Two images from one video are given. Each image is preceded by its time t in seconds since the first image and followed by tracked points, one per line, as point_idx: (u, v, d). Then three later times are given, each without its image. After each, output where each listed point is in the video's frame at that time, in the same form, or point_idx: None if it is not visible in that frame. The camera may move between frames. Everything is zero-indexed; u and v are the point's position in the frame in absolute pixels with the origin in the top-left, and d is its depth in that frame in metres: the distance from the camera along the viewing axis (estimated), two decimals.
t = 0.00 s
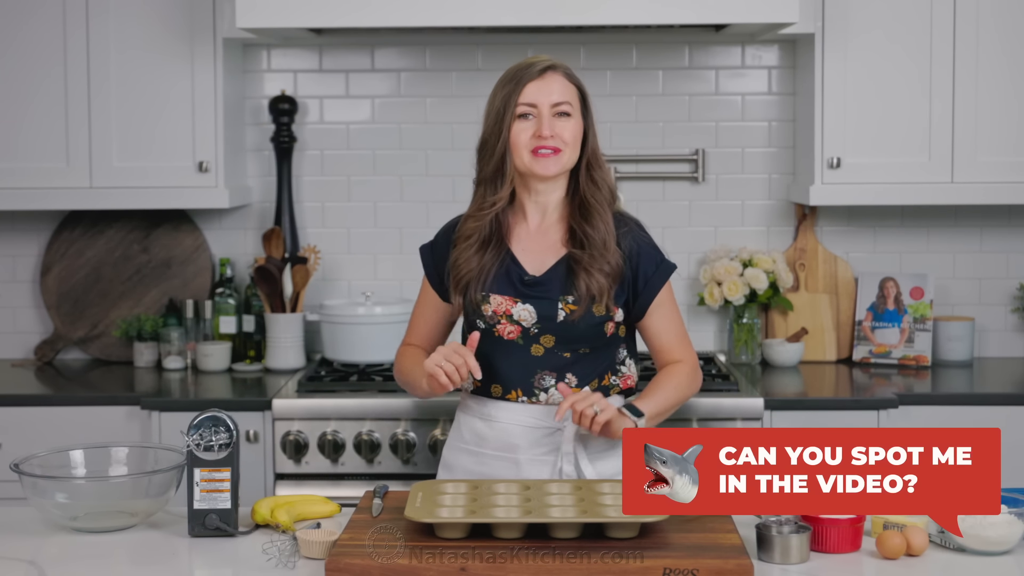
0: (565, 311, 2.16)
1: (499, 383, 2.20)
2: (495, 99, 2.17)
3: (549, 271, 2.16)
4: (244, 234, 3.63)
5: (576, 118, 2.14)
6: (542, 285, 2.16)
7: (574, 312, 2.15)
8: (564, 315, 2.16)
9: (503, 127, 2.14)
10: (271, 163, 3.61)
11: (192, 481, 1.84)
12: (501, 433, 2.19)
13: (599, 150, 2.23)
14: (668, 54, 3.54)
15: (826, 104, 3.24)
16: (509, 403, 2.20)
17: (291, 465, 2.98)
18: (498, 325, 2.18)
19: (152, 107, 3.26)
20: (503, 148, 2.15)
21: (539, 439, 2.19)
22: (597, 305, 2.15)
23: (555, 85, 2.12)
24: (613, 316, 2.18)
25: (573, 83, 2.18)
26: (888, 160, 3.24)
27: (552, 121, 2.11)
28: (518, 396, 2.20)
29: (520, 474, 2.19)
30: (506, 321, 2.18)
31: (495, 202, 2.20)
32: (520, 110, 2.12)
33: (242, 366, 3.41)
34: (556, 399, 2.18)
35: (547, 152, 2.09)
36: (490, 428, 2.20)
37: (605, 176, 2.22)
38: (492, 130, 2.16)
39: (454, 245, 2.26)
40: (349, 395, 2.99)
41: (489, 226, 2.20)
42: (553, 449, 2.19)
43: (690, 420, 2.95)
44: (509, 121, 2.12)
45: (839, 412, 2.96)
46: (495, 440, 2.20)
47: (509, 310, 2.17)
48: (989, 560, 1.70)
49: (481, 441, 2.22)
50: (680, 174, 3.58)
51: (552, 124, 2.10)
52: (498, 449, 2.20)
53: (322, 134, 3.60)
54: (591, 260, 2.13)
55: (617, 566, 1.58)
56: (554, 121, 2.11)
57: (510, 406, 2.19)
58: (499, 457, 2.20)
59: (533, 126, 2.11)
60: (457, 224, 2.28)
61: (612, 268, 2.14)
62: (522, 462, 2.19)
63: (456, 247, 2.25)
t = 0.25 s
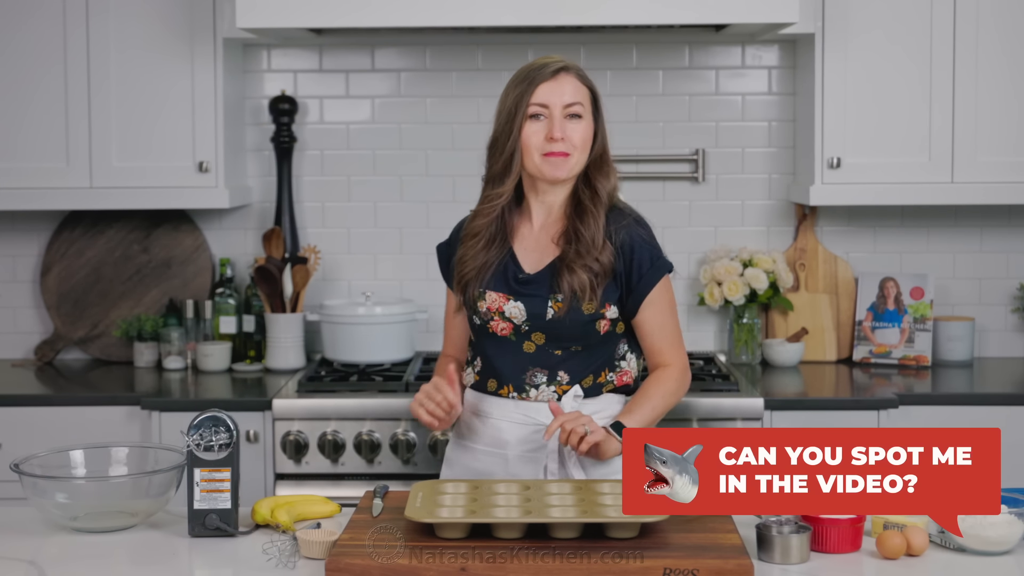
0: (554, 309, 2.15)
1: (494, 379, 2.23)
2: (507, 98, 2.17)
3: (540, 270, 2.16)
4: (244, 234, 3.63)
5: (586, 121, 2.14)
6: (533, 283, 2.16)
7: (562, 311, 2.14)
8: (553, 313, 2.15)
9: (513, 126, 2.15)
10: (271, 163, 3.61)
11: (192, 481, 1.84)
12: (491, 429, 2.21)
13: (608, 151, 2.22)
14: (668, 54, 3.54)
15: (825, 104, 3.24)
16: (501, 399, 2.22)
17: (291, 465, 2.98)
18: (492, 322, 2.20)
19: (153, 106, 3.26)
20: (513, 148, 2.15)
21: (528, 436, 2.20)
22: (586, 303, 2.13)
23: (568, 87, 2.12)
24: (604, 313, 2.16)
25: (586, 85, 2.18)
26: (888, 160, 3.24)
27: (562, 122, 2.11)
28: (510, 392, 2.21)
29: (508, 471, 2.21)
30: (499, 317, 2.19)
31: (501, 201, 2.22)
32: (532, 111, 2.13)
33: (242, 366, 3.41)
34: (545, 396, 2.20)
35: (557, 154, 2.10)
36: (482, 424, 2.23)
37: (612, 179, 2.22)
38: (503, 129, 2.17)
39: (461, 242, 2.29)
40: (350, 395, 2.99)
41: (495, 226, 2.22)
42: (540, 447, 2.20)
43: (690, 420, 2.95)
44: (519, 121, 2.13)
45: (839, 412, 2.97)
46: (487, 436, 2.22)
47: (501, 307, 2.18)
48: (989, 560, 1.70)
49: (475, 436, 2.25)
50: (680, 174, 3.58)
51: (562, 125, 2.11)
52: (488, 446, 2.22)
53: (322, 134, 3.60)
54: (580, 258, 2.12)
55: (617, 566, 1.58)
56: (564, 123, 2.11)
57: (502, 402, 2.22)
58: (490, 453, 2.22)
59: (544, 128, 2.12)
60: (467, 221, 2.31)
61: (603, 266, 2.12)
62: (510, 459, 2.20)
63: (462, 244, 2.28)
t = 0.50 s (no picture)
0: (556, 311, 2.15)
1: (495, 378, 2.23)
2: (523, 99, 2.17)
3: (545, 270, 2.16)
4: (244, 234, 3.63)
5: (601, 125, 2.14)
6: (537, 284, 2.16)
7: (563, 313, 2.14)
8: (554, 315, 2.15)
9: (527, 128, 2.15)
10: (272, 163, 3.61)
11: (192, 481, 1.84)
12: (492, 429, 2.22)
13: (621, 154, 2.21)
14: (668, 54, 3.54)
15: (825, 104, 3.24)
16: (502, 398, 2.22)
17: (291, 465, 2.98)
18: (495, 320, 2.20)
19: (153, 106, 3.26)
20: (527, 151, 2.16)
21: (526, 436, 2.19)
22: (588, 306, 2.13)
23: (582, 90, 2.12)
24: (605, 318, 2.14)
25: (603, 88, 2.16)
26: (888, 160, 3.24)
27: (576, 126, 2.11)
28: (510, 391, 2.21)
29: (507, 471, 2.21)
30: (502, 317, 2.19)
31: (514, 202, 2.23)
32: (546, 114, 2.12)
33: (242, 366, 3.41)
34: (543, 397, 2.18)
35: (572, 157, 2.10)
36: (484, 423, 2.24)
37: (625, 182, 2.21)
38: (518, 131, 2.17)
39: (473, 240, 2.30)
40: (350, 396, 2.99)
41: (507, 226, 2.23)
42: (538, 448, 2.19)
43: (690, 420, 2.95)
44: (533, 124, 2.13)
45: (839, 412, 2.97)
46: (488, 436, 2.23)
47: (505, 307, 2.18)
48: (989, 560, 1.70)
49: (479, 435, 2.26)
50: (680, 174, 3.58)
51: (577, 130, 2.10)
52: (488, 445, 2.22)
53: (323, 134, 3.60)
54: (583, 260, 2.11)
55: (617, 566, 1.58)
56: (578, 127, 2.11)
57: (502, 400, 2.22)
58: (491, 453, 2.22)
59: (557, 131, 2.12)
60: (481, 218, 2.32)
61: (607, 270, 2.11)
62: (509, 459, 2.20)
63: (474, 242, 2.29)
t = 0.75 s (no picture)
0: (562, 315, 2.13)
1: (503, 376, 2.24)
2: (534, 103, 2.15)
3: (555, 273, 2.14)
4: (244, 234, 3.63)
5: (611, 128, 2.11)
6: (546, 286, 2.15)
7: (570, 317, 2.12)
8: (561, 319, 2.13)
9: (537, 132, 2.13)
10: (272, 163, 3.61)
11: (192, 481, 1.84)
12: (497, 425, 2.23)
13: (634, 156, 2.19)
14: (668, 54, 3.54)
15: (826, 104, 3.24)
16: (507, 396, 2.23)
17: (291, 465, 2.98)
18: (504, 321, 2.20)
19: (153, 106, 3.26)
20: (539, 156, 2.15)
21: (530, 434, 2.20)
22: (595, 313, 2.11)
23: (592, 94, 2.09)
24: (612, 325, 2.12)
25: (613, 91, 2.14)
26: (888, 160, 3.24)
27: (586, 130, 2.08)
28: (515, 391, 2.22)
29: (509, 466, 2.23)
30: (511, 318, 2.19)
31: (529, 207, 2.22)
32: (556, 118, 2.10)
33: (242, 366, 3.41)
34: (546, 397, 2.19)
35: (582, 162, 2.08)
36: (490, 419, 2.25)
37: (637, 186, 2.18)
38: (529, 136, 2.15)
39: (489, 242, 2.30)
40: (350, 396, 2.99)
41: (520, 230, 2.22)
42: (540, 446, 2.21)
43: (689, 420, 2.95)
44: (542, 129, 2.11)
45: (839, 412, 2.97)
46: (494, 432, 2.24)
47: (514, 308, 2.18)
48: (989, 560, 1.70)
49: (486, 431, 2.28)
50: (681, 174, 3.58)
51: (587, 134, 2.08)
52: (493, 441, 2.24)
53: (323, 134, 3.60)
54: (596, 265, 2.09)
55: (617, 566, 1.58)
56: (588, 131, 2.08)
57: (507, 398, 2.23)
58: (496, 448, 2.24)
59: (567, 135, 2.09)
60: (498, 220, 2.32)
61: (619, 277, 2.09)
62: (512, 456, 2.22)
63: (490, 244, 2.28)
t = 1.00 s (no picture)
0: (565, 315, 2.13)
1: (510, 378, 2.25)
2: (538, 105, 2.14)
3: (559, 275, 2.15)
4: (244, 234, 3.63)
5: (615, 130, 2.10)
6: (549, 288, 2.16)
7: (572, 317, 2.13)
8: (564, 319, 2.13)
9: (541, 134, 2.13)
10: (272, 163, 3.61)
11: (192, 481, 1.84)
12: (502, 422, 2.24)
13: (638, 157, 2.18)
14: (668, 54, 3.54)
15: (825, 104, 3.24)
16: (514, 395, 2.24)
17: (291, 465, 2.98)
18: (510, 322, 2.21)
19: (153, 106, 3.26)
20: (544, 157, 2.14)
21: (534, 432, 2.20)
22: (597, 312, 2.11)
23: (596, 95, 2.08)
24: (615, 323, 2.11)
25: (617, 93, 2.13)
26: (887, 160, 3.24)
27: (590, 132, 2.08)
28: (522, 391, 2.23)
29: (513, 462, 2.22)
30: (516, 319, 2.20)
31: (533, 207, 2.21)
32: (560, 119, 2.09)
33: (242, 366, 3.41)
34: (551, 395, 2.18)
35: (586, 163, 2.07)
36: (496, 416, 2.26)
37: (640, 187, 2.17)
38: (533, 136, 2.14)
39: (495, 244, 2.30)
40: (350, 396, 2.99)
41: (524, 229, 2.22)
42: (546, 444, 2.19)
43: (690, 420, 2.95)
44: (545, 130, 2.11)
45: (839, 413, 2.97)
46: (499, 429, 2.24)
47: (518, 310, 2.19)
48: (989, 560, 1.70)
49: (491, 429, 2.28)
50: (681, 174, 3.58)
51: (591, 136, 2.07)
52: (499, 438, 2.24)
53: (323, 134, 3.60)
54: (597, 264, 2.09)
55: (617, 566, 1.58)
56: (591, 133, 2.08)
57: (513, 399, 2.23)
58: (500, 446, 2.24)
59: (572, 136, 2.09)
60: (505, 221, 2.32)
61: (619, 276, 2.09)
62: (515, 453, 2.21)
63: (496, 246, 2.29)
